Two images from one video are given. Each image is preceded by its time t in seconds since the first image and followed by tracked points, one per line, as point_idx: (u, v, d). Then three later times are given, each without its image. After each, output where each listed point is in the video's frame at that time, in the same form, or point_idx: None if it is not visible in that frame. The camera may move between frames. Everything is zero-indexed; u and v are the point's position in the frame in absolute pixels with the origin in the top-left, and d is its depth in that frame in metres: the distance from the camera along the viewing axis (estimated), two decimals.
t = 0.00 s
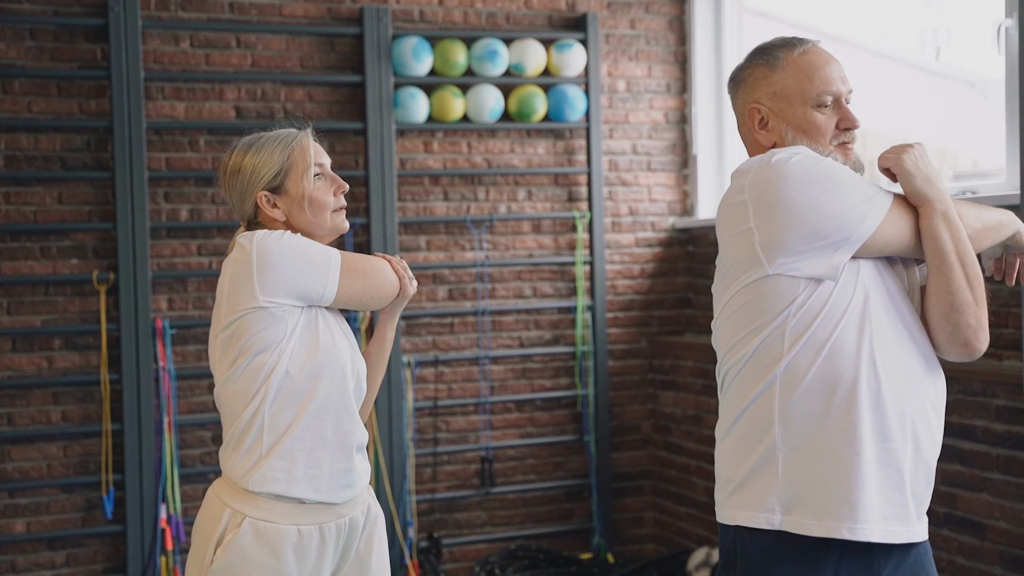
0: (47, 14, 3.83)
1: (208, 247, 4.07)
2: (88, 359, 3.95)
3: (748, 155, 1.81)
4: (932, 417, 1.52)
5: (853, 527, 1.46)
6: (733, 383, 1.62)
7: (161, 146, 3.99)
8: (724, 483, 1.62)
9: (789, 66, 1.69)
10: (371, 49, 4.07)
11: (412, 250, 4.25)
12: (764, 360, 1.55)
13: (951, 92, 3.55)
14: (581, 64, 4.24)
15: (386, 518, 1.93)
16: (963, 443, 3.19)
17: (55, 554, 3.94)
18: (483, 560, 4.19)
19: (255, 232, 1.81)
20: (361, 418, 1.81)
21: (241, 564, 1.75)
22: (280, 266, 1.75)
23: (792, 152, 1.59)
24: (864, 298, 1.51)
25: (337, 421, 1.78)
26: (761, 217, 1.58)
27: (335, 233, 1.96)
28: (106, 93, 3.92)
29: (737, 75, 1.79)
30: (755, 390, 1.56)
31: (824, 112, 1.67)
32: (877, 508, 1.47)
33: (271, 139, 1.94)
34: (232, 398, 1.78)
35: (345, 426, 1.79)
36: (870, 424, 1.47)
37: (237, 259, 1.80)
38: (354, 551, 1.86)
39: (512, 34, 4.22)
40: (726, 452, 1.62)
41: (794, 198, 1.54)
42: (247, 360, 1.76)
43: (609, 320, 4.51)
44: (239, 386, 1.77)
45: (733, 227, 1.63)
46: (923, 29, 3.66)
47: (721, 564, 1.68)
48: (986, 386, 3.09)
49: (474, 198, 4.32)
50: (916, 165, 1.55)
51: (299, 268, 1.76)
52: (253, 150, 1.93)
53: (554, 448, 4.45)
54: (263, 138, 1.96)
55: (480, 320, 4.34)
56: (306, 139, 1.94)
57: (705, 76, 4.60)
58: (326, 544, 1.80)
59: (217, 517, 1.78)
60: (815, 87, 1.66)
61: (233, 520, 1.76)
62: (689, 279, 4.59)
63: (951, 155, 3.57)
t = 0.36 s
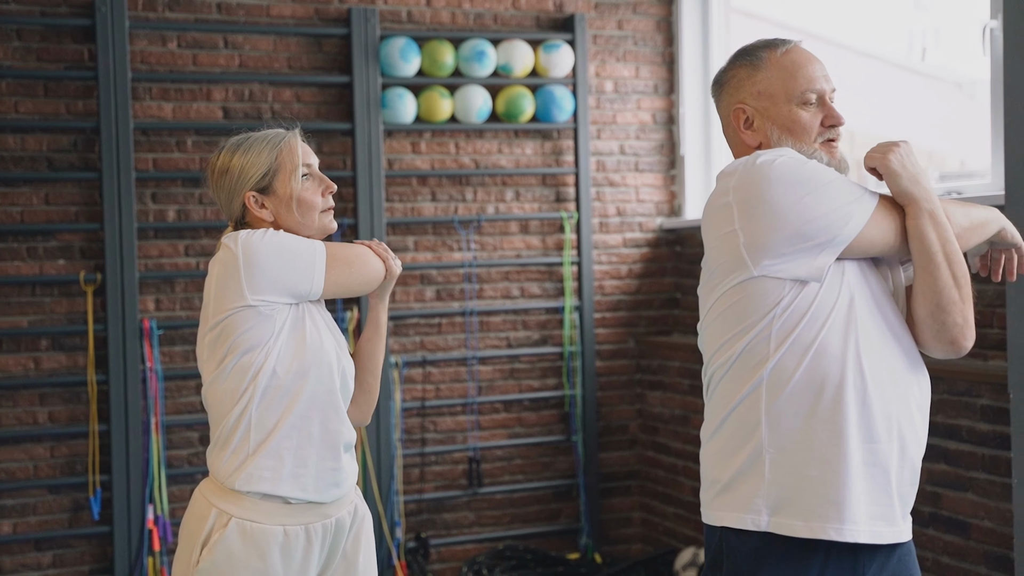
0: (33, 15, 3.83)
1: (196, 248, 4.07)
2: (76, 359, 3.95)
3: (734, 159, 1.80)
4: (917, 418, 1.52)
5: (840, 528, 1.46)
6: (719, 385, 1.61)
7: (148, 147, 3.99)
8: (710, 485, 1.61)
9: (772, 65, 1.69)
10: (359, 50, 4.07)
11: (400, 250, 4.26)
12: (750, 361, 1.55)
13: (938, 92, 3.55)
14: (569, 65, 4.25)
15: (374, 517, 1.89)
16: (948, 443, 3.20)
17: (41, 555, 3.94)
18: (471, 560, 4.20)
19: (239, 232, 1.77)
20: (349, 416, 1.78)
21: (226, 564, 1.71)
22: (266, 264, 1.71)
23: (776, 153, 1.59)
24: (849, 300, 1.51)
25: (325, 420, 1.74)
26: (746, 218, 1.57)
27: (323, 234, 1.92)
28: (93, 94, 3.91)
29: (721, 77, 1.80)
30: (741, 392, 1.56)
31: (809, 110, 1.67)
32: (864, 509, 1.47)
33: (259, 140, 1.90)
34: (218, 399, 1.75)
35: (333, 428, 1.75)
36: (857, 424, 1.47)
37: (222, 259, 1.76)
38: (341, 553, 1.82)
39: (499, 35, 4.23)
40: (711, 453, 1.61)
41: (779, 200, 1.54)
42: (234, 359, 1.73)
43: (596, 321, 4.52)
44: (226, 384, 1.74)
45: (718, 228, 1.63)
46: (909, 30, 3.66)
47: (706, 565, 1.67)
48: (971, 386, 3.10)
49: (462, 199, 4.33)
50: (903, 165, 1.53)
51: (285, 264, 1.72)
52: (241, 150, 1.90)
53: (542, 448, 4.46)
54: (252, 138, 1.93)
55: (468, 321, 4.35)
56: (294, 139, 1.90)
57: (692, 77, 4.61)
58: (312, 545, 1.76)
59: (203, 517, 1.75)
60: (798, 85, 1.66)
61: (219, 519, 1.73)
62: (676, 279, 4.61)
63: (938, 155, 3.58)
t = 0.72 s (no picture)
0: (26, 17, 3.86)
1: (188, 248, 4.10)
2: (69, 359, 3.98)
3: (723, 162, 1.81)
4: (903, 419, 1.54)
5: (831, 526, 1.46)
6: (709, 385, 1.61)
7: (141, 148, 4.02)
8: (698, 485, 1.60)
9: (760, 67, 1.71)
10: (349, 52, 4.10)
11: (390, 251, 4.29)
12: (742, 361, 1.54)
13: (925, 93, 3.54)
14: (558, 67, 4.30)
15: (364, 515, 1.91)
16: (933, 441, 3.23)
17: (35, 553, 3.97)
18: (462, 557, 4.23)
19: (227, 233, 1.80)
20: (338, 414, 1.81)
21: (218, 560, 1.74)
22: (253, 263, 1.75)
23: (768, 154, 1.59)
24: (838, 301, 1.52)
25: (314, 418, 1.77)
26: (738, 218, 1.58)
27: (312, 232, 1.96)
28: (86, 95, 3.94)
29: (709, 81, 1.81)
30: (733, 391, 1.55)
31: (796, 111, 1.68)
32: (854, 508, 1.47)
33: (245, 140, 1.93)
34: (209, 399, 1.79)
35: (323, 426, 1.79)
36: (848, 423, 1.48)
37: (210, 261, 1.80)
38: (331, 549, 1.84)
39: (489, 37, 4.26)
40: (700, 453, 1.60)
41: (770, 200, 1.55)
42: (224, 359, 1.76)
43: (586, 320, 4.56)
44: (216, 383, 1.77)
45: (710, 226, 1.63)
46: (896, 33, 3.66)
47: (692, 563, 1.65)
48: (955, 385, 3.13)
49: (452, 199, 4.36)
50: (889, 148, 1.49)
51: (273, 262, 1.76)
52: (228, 151, 1.93)
53: (532, 447, 4.50)
54: (238, 140, 1.96)
55: (458, 321, 4.39)
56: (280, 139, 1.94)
57: (681, 78, 4.65)
58: (302, 542, 1.78)
59: (195, 514, 1.78)
60: (787, 87, 1.67)
61: (210, 516, 1.76)
62: (665, 279, 4.65)
63: (927, 156, 3.57)
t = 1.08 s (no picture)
0: (25, 19, 3.88)
1: (185, 249, 4.11)
2: (67, 360, 4.00)
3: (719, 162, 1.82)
4: (896, 416, 1.53)
5: (828, 524, 1.45)
6: (703, 385, 1.58)
7: (138, 149, 4.04)
8: (692, 483, 1.59)
9: (757, 69, 1.71)
10: (346, 54, 4.13)
11: (387, 251, 4.31)
12: (738, 361, 1.52)
13: (920, 93, 3.55)
14: (553, 68, 4.32)
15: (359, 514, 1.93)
16: (927, 440, 3.24)
17: (33, 553, 3.98)
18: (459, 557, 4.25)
19: (222, 235, 1.83)
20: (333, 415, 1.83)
21: (214, 559, 1.76)
22: (248, 265, 1.77)
23: (764, 154, 1.57)
24: (834, 300, 1.50)
25: (309, 419, 1.79)
26: (735, 217, 1.56)
27: (307, 232, 1.98)
28: (83, 97, 3.96)
29: (705, 83, 1.81)
30: (729, 391, 1.53)
31: (792, 112, 1.68)
32: (851, 505, 1.46)
33: (241, 142, 1.95)
34: (206, 401, 1.81)
35: (317, 428, 1.80)
36: (845, 422, 1.46)
37: (205, 262, 1.82)
38: (326, 547, 1.86)
39: (485, 39, 4.29)
40: (695, 451, 1.58)
41: (768, 198, 1.52)
42: (219, 360, 1.79)
43: (582, 320, 4.58)
44: (211, 384, 1.79)
45: (706, 225, 1.61)
46: (891, 33, 3.67)
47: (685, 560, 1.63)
48: (948, 384, 3.15)
49: (448, 201, 4.39)
50: (880, 147, 1.47)
51: (268, 264, 1.78)
52: (225, 153, 1.95)
53: (529, 446, 4.52)
54: (235, 142, 1.98)
55: (455, 321, 4.41)
56: (275, 141, 1.96)
57: (676, 79, 4.68)
58: (297, 541, 1.80)
59: (191, 514, 1.79)
60: (783, 88, 1.68)
61: (206, 516, 1.77)
62: (661, 280, 4.67)
63: (921, 156, 3.58)
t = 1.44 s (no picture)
0: (26, 21, 3.90)
1: (187, 249, 4.13)
2: (69, 359, 4.02)
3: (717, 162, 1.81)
4: (893, 416, 1.52)
5: (824, 523, 1.44)
6: (701, 384, 1.58)
7: (139, 150, 4.06)
8: (690, 481, 1.58)
9: (754, 67, 1.71)
10: (346, 55, 4.14)
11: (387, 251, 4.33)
12: (735, 360, 1.51)
13: (921, 93, 3.54)
14: (553, 68, 4.34)
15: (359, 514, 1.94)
16: (926, 439, 3.25)
17: (36, 552, 4.00)
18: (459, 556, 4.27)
19: (220, 235, 1.84)
20: (332, 414, 1.84)
21: (211, 557, 1.77)
22: (246, 262, 1.78)
23: (765, 155, 1.56)
24: (831, 301, 1.50)
25: (307, 417, 1.81)
26: (733, 218, 1.54)
27: (306, 231, 2.00)
28: (85, 98, 3.98)
29: (704, 82, 1.81)
30: (726, 390, 1.52)
31: (790, 111, 1.68)
32: (847, 504, 1.45)
33: (242, 142, 1.97)
34: (206, 399, 1.82)
35: (314, 426, 1.81)
36: (841, 421, 1.45)
37: (205, 261, 1.83)
38: (326, 546, 1.87)
39: (485, 40, 4.30)
40: (692, 450, 1.58)
41: (767, 200, 1.51)
42: (219, 357, 1.80)
43: (582, 320, 4.60)
44: (212, 381, 1.81)
45: (702, 227, 1.60)
46: (891, 34, 3.66)
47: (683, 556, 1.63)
48: (947, 383, 3.16)
49: (448, 201, 4.40)
50: (876, 162, 1.48)
51: (266, 260, 1.78)
52: (226, 152, 1.96)
53: (529, 445, 4.54)
54: (235, 141, 1.99)
55: (455, 321, 4.42)
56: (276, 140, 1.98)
57: (675, 79, 4.69)
58: (296, 539, 1.81)
59: (191, 511, 1.81)
60: (781, 86, 1.67)
61: (205, 513, 1.79)
62: (660, 279, 4.68)
63: (922, 156, 3.57)
